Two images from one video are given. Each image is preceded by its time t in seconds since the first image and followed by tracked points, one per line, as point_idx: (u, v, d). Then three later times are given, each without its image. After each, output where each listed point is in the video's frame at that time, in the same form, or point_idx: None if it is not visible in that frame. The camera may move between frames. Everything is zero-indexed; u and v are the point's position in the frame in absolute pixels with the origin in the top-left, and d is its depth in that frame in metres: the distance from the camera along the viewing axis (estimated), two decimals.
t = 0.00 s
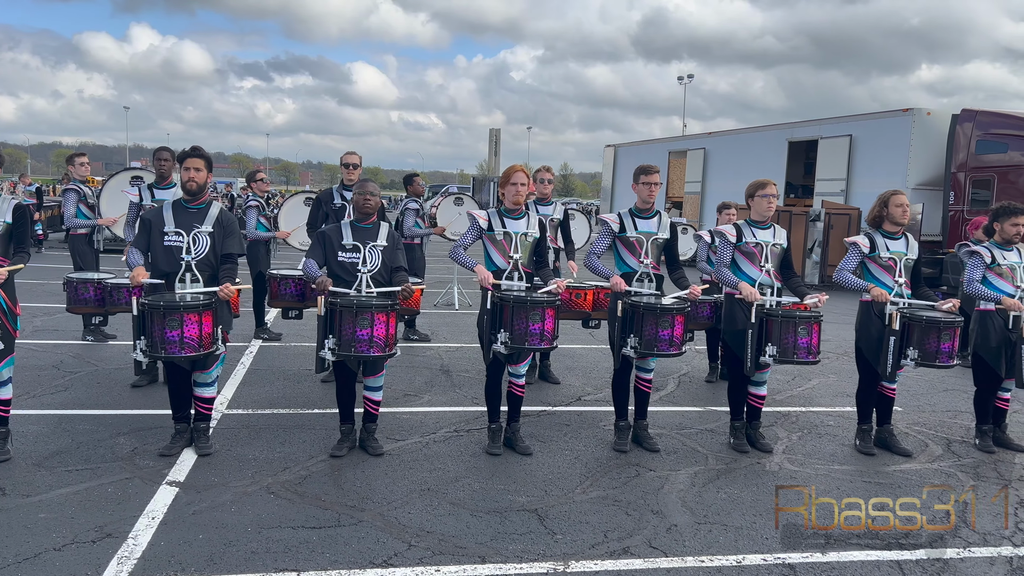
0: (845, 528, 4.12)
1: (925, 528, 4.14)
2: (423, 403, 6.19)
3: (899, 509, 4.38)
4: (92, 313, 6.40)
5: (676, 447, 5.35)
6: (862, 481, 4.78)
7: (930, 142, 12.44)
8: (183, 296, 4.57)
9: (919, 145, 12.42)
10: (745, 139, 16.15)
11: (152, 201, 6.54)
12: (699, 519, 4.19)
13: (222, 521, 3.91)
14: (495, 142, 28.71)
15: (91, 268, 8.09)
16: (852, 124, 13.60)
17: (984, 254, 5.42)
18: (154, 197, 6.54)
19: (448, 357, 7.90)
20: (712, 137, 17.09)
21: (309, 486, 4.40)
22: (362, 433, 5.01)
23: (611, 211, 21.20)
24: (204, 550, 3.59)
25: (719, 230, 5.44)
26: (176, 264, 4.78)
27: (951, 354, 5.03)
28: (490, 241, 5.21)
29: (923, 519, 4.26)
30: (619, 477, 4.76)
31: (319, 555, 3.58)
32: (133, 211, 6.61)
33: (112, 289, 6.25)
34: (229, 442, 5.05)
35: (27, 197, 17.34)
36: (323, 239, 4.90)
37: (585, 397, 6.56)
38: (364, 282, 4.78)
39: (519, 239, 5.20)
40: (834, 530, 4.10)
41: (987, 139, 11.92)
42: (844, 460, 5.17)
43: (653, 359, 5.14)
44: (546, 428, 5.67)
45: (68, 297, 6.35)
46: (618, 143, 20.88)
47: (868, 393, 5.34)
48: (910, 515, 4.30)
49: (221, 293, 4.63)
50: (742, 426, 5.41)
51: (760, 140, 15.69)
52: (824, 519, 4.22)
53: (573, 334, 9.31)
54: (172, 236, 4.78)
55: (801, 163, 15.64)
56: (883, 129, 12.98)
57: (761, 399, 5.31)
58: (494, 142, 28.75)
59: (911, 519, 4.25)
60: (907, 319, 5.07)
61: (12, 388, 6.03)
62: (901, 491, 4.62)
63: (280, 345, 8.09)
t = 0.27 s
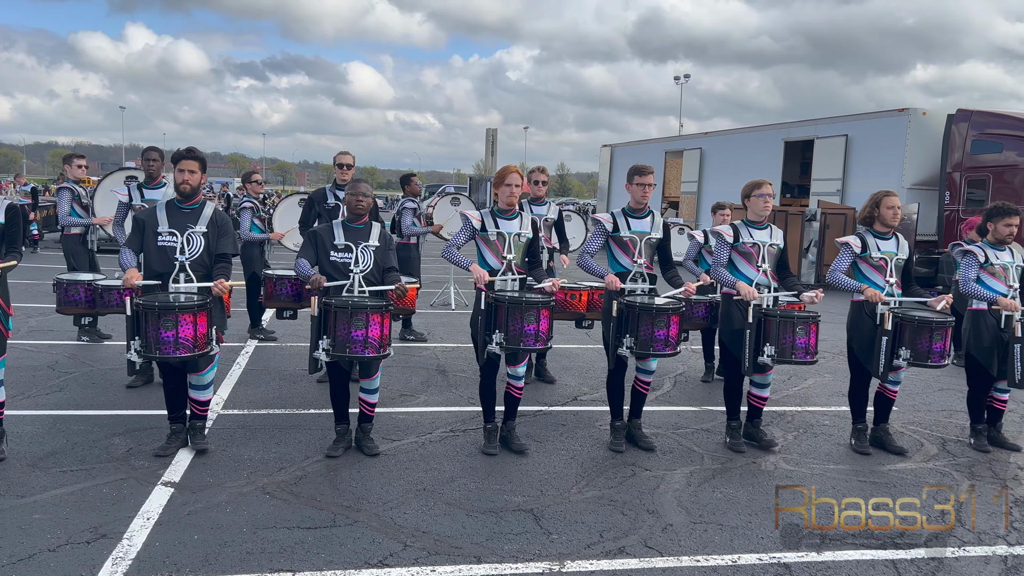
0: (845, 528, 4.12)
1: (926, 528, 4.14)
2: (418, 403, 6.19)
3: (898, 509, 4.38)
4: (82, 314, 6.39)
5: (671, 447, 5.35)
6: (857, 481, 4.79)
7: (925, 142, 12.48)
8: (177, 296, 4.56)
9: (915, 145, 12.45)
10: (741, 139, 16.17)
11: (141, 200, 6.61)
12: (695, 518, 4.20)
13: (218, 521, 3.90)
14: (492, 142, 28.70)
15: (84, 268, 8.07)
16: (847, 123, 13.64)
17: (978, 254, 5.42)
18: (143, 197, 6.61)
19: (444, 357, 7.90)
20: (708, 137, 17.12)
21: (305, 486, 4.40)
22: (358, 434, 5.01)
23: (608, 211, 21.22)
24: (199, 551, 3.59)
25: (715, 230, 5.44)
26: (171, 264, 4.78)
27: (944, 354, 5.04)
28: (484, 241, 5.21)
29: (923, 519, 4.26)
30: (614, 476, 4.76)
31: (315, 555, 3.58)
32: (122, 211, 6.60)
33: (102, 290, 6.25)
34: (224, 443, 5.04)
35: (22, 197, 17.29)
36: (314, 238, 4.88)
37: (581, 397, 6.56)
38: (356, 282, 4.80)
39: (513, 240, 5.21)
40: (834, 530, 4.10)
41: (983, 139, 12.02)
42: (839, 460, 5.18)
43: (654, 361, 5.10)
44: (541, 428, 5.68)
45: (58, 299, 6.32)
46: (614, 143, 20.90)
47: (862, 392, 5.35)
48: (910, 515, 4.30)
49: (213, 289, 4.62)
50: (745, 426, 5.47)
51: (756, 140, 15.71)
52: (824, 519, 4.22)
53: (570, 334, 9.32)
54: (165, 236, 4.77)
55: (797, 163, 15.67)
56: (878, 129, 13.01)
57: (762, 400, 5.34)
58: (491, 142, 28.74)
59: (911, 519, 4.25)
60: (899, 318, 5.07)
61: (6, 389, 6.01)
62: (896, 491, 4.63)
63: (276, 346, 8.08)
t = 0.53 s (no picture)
0: (846, 528, 4.11)
1: (926, 528, 4.13)
2: (414, 402, 6.18)
3: (899, 509, 4.37)
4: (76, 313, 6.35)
5: (667, 446, 5.35)
6: (852, 479, 4.79)
7: (920, 142, 12.52)
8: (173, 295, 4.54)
9: (910, 144, 12.48)
10: (736, 139, 16.19)
11: (138, 199, 6.52)
12: (690, 517, 4.19)
13: (212, 521, 3.89)
14: (488, 142, 28.70)
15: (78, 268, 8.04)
16: (843, 123, 13.67)
17: (973, 253, 5.43)
18: (140, 195, 6.52)
19: (440, 356, 7.89)
20: (704, 137, 17.13)
21: (299, 486, 4.38)
22: (351, 434, 4.99)
23: (603, 211, 21.22)
24: (193, 550, 3.57)
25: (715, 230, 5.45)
26: (168, 263, 4.76)
27: (937, 352, 5.03)
28: (481, 241, 5.21)
29: (925, 519, 4.24)
30: (610, 475, 4.76)
31: (310, 555, 3.57)
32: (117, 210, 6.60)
33: (95, 289, 6.23)
34: (219, 443, 5.02)
35: (15, 197, 17.22)
36: (311, 238, 4.88)
37: (577, 397, 6.56)
38: (352, 282, 4.77)
39: (510, 239, 5.20)
40: (835, 530, 4.09)
41: (978, 139, 12.06)
42: (834, 458, 5.19)
43: (646, 360, 5.12)
44: (537, 428, 5.67)
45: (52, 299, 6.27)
46: (610, 143, 20.91)
47: (861, 390, 5.37)
48: (911, 515, 4.30)
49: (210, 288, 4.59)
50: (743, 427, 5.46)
51: (752, 140, 15.73)
52: (825, 519, 4.21)
53: (565, 333, 9.31)
54: (163, 235, 4.75)
55: (793, 162, 15.70)
56: (873, 129, 13.04)
57: (759, 398, 5.31)
58: (487, 142, 28.72)
59: (911, 519, 4.24)
60: (892, 317, 5.09)
61: None
62: (890, 489, 4.63)
63: (271, 345, 8.07)
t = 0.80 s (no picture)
0: (846, 528, 4.10)
1: (926, 528, 4.13)
2: (408, 402, 6.17)
3: (899, 509, 4.37)
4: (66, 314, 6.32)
5: (663, 446, 5.36)
6: (846, 479, 4.80)
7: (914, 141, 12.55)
8: (166, 295, 4.52)
9: (904, 144, 12.51)
10: (731, 138, 16.21)
11: (128, 199, 6.60)
12: (684, 517, 4.19)
13: (205, 522, 3.87)
14: (483, 141, 28.69)
15: (70, 268, 8.01)
16: (837, 123, 13.69)
17: (967, 253, 5.43)
18: (130, 195, 6.60)
19: (435, 356, 7.88)
20: (699, 137, 17.15)
21: (293, 486, 4.37)
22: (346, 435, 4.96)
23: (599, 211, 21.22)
24: (185, 552, 3.55)
25: (710, 229, 5.43)
26: (159, 262, 4.74)
27: (930, 352, 5.02)
28: (474, 241, 5.20)
29: (925, 519, 4.24)
30: (604, 475, 4.76)
31: (303, 556, 3.56)
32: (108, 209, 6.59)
33: (85, 289, 6.20)
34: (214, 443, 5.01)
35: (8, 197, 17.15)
36: (303, 237, 4.87)
37: (572, 396, 6.56)
38: (345, 282, 4.75)
39: (503, 238, 5.19)
40: (835, 530, 4.08)
41: (972, 139, 12.10)
42: (828, 458, 5.20)
43: (645, 360, 5.10)
44: (531, 427, 5.67)
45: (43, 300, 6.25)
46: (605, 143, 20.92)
47: (850, 391, 5.37)
48: (911, 515, 4.29)
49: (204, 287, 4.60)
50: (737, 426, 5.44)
51: (747, 140, 15.75)
52: (825, 519, 4.20)
53: (561, 333, 9.31)
54: (154, 235, 4.73)
55: (788, 162, 15.72)
56: (868, 129, 13.06)
57: (755, 398, 5.31)
58: (483, 142, 28.68)
59: (911, 519, 4.23)
60: (887, 316, 5.09)
61: None
62: (884, 489, 4.64)
63: (266, 345, 8.04)
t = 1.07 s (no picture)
0: (846, 528, 4.10)
1: (926, 528, 4.13)
2: (404, 402, 6.16)
3: (899, 509, 4.36)
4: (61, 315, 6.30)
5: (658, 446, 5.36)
6: (841, 478, 4.80)
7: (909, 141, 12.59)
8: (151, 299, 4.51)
9: (900, 144, 12.54)
10: (727, 138, 16.23)
11: (123, 199, 6.49)
12: (680, 517, 4.19)
13: (199, 523, 3.86)
14: (479, 141, 28.67)
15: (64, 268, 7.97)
16: (832, 123, 13.72)
17: (962, 252, 5.46)
18: (125, 195, 6.50)
19: (430, 356, 7.87)
20: (695, 137, 17.16)
21: (287, 487, 4.36)
22: (346, 436, 4.95)
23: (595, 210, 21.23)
24: (179, 553, 3.54)
25: (707, 229, 5.43)
26: (154, 263, 4.72)
27: (922, 354, 5.05)
28: (470, 241, 5.20)
29: (923, 519, 4.24)
30: (600, 475, 4.76)
31: (298, 557, 3.55)
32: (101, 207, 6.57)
33: (79, 291, 6.15)
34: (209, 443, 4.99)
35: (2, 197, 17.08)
36: (299, 237, 4.86)
37: (567, 396, 6.56)
38: (339, 282, 4.79)
39: (499, 238, 5.17)
40: (836, 530, 4.08)
41: (967, 138, 12.13)
42: (824, 457, 5.21)
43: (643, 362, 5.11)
44: (527, 427, 5.66)
45: (38, 301, 6.23)
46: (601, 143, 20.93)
47: (846, 392, 5.35)
48: (911, 515, 4.29)
49: (189, 283, 4.54)
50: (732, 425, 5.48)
51: (742, 140, 15.77)
52: (824, 519, 4.20)
53: (556, 333, 9.31)
54: (149, 236, 4.71)
55: (783, 162, 15.76)
56: (863, 129, 13.09)
57: (750, 396, 5.37)
58: (479, 142, 28.66)
59: (911, 519, 4.23)
60: (880, 316, 5.10)
61: None
62: (880, 488, 4.65)
63: (261, 345, 8.03)
